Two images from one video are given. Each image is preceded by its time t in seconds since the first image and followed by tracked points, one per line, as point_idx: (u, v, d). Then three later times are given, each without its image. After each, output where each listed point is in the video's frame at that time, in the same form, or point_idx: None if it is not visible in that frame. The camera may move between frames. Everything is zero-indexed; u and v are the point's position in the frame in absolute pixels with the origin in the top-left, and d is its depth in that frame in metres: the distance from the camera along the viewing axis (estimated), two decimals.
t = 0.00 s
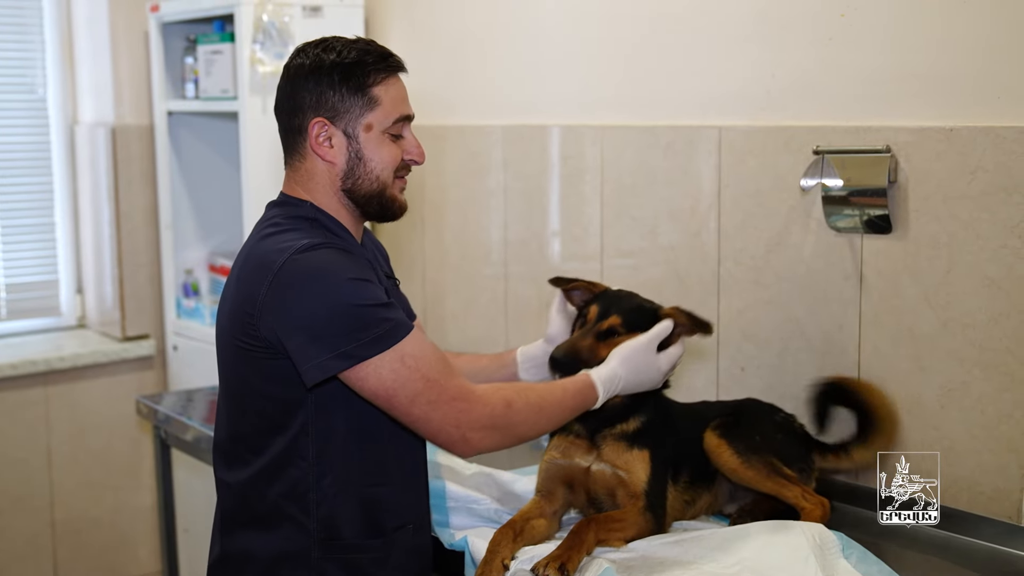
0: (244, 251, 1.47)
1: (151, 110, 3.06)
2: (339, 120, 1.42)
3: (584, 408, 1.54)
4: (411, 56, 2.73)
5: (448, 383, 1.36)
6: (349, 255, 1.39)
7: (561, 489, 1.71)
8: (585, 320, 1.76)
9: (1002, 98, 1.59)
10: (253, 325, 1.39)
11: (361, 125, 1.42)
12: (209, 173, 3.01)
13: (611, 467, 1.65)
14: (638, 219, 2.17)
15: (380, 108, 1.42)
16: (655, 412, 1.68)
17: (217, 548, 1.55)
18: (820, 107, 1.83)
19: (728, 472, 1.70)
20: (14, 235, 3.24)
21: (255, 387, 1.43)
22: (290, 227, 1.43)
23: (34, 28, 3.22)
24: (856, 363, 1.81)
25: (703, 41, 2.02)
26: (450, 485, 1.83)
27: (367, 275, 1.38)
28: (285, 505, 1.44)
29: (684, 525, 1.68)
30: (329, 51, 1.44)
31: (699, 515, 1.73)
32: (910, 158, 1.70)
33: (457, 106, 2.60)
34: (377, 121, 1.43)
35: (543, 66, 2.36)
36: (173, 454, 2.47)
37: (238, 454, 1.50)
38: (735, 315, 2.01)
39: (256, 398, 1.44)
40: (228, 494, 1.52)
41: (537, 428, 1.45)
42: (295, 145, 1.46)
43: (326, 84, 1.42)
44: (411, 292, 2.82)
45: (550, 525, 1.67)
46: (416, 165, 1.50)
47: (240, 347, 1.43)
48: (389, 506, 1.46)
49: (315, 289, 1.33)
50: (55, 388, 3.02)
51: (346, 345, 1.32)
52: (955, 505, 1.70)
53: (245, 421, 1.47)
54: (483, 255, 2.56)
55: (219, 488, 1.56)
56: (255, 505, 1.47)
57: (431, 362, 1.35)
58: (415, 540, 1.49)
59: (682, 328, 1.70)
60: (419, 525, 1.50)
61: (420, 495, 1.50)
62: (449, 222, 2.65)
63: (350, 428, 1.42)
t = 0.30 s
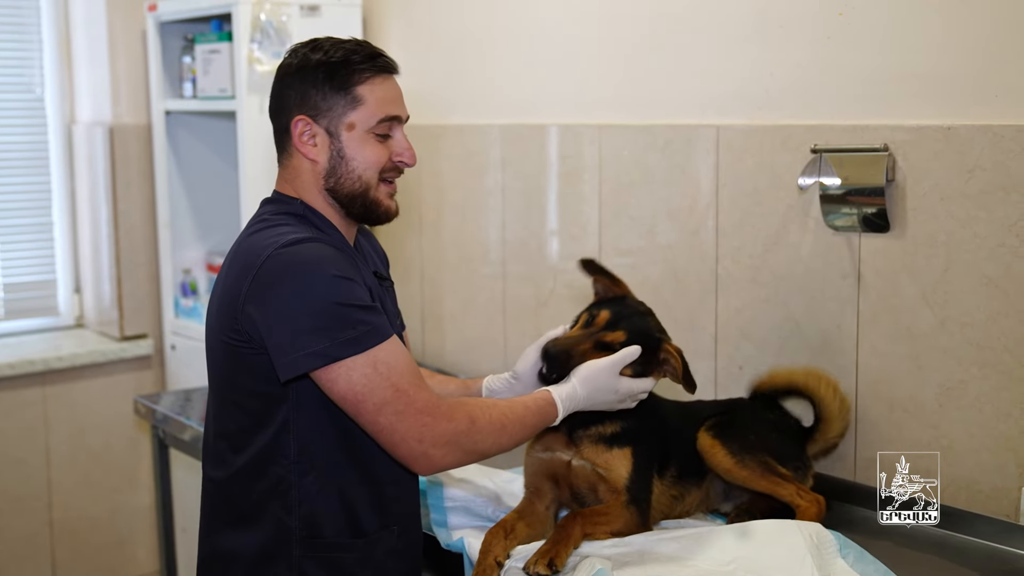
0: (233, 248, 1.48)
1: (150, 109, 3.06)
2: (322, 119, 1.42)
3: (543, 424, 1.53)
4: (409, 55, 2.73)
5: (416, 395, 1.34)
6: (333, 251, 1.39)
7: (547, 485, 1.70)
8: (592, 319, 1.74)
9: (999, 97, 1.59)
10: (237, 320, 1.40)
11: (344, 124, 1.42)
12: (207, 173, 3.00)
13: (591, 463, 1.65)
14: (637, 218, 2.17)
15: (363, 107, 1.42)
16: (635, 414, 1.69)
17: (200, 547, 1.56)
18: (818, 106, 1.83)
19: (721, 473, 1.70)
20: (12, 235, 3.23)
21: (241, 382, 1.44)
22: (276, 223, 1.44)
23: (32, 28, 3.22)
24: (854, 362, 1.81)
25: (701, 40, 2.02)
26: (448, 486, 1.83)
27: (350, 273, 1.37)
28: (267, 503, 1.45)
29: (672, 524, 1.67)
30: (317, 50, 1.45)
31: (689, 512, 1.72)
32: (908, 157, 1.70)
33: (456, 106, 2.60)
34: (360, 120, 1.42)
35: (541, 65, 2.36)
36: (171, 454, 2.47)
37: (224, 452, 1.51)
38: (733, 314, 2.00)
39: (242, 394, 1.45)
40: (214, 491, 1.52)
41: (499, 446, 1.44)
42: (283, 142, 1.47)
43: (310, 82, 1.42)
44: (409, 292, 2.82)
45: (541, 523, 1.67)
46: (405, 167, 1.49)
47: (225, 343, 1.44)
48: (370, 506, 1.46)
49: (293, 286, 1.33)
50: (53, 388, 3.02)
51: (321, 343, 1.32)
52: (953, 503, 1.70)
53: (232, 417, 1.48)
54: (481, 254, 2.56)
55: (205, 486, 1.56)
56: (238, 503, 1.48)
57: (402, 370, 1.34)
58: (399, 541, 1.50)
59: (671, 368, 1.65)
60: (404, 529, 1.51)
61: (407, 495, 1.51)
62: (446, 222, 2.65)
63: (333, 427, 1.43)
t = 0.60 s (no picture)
0: (230, 250, 1.48)
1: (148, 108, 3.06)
2: (269, 144, 1.44)
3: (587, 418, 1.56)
4: (408, 55, 2.73)
5: (448, 371, 1.38)
6: (335, 250, 1.41)
7: (550, 483, 1.70)
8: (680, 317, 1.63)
9: (999, 96, 1.59)
10: (243, 324, 1.40)
11: (286, 147, 1.42)
12: (206, 172, 3.00)
13: (597, 457, 1.64)
14: (636, 217, 2.17)
15: (298, 127, 1.40)
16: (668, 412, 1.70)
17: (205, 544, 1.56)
18: (817, 105, 1.83)
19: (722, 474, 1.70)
20: (11, 234, 3.23)
21: (246, 385, 1.44)
22: (272, 226, 1.44)
23: (30, 26, 3.21)
24: (853, 361, 1.81)
25: (700, 39, 2.01)
26: (447, 484, 1.84)
27: (357, 268, 1.39)
28: (272, 500, 1.46)
29: (671, 523, 1.68)
30: (252, 71, 1.44)
31: (688, 511, 1.72)
32: (907, 156, 1.70)
33: (455, 105, 2.60)
34: (299, 140, 1.41)
35: (540, 65, 2.36)
36: (170, 453, 2.47)
37: (229, 452, 1.51)
38: (732, 313, 2.00)
39: (247, 396, 1.45)
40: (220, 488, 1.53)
41: (539, 425, 1.47)
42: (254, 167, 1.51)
43: (251, 110, 1.44)
44: (408, 291, 2.82)
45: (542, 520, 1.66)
46: (372, 167, 1.44)
47: (229, 346, 1.44)
48: (374, 502, 1.46)
49: (308, 286, 1.35)
50: (51, 387, 3.02)
51: (342, 339, 1.34)
52: (952, 502, 1.70)
53: (236, 419, 1.48)
54: (481, 253, 2.56)
55: (211, 484, 1.57)
56: (245, 501, 1.49)
57: (428, 351, 1.37)
58: (405, 535, 1.49)
59: (705, 397, 1.70)
60: (409, 521, 1.50)
61: (411, 491, 1.50)
62: (445, 221, 2.65)
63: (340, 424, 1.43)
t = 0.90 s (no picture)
0: (232, 252, 1.47)
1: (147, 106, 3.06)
2: (273, 147, 1.44)
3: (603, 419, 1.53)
4: (408, 53, 2.73)
5: (458, 364, 1.37)
6: (338, 252, 1.41)
7: (557, 484, 1.70)
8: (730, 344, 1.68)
9: (998, 95, 1.59)
10: (248, 327, 1.40)
11: (289, 151, 1.42)
12: (206, 170, 3.00)
13: (612, 457, 1.64)
14: (635, 216, 2.17)
15: (301, 132, 1.40)
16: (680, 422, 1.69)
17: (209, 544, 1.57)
18: (817, 103, 1.83)
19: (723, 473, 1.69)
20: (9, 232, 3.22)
21: (250, 388, 1.44)
22: (275, 228, 1.44)
23: (29, 24, 3.21)
24: (853, 360, 1.81)
25: (700, 37, 2.01)
26: (446, 482, 1.82)
27: (361, 269, 1.39)
28: (276, 500, 1.45)
29: (673, 522, 1.66)
30: (257, 74, 1.44)
31: (689, 512, 1.70)
32: (906, 154, 1.70)
33: (454, 104, 2.59)
34: (302, 145, 1.41)
35: (540, 64, 2.36)
36: (169, 452, 2.46)
37: (234, 453, 1.52)
38: (732, 312, 2.00)
39: (252, 398, 1.45)
40: (224, 487, 1.53)
41: (554, 421, 1.45)
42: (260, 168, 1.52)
43: (255, 114, 1.44)
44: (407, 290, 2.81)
45: (545, 520, 1.65)
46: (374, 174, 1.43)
47: (234, 349, 1.44)
48: (379, 501, 1.46)
49: (314, 289, 1.35)
50: (50, 385, 3.02)
51: (350, 340, 1.34)
52: (952, 501, 1.70)
53: (241, 421, 1.49)
54: (480, 251, 2.56)
55: (214, 483, 1.58)
56: (248, 502, 1.48)
57: (436, 344, 1.36)
58: (409, 533, 1.50)
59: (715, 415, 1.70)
60: (413, 519, 1.51)
61: (414, 489, 1.51)
62: (445, 219, 2.65)
63: (344, 425, 1.43)
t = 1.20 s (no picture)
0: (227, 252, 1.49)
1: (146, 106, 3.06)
2: (287, 133, 1.45)
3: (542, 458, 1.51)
4: (407, 53, 2.73)
5: (416, 399, 1.36)
6: (320, 260, 1.40)
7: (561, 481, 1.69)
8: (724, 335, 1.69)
9: (997, 95, 1.59)
10: (230, 326, 1.41)
11: (302, 139, 1.43)
12: (205, 170, 3.00)
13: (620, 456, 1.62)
14: (634, 215, 2.17)
15: (316, 121, 1.41)
16: (675, 423, 1.66)
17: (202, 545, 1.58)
18: (816, 103, 1.83)
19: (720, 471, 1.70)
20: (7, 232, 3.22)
21: (233, 387, 1.46)
22: (273, 230, 1.45)
23: (29, 24, 3.21)
24: (852, 360, 1.81)
25: (700, 37, 2.01)
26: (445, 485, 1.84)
27: (341, 281, 1.38)
28: (262, 506, 1.46)
29: (672, 523, 1.67)
30: (289, 59, 1.46)
31: (689, 511, 1.71)
32: (905, 154, 1.70)
33: (454, 104, 2.59)
34: (315, 135, 1.42)
35: (539, 64, 2.35)
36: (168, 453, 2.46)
37: (220, 451, 1.53)
38: (731, 312, 2.00)
39: (236, 399, 1.46)
40: (212, 487, 1.55)
41: (499, 460, 1.44)
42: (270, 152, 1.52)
43: (277, 97, 1.45)
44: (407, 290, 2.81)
45: (546, 520, 1.65)
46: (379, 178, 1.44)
47: (219, 347, 1.45)
48: (367, 509, 1.47)
49: (286, 297, 1.34)
50: (49, 385, 3.02)
51: (314, 352, 1.33)
52: (951, 501, 1.70)
53: (227, 419, 1.50)
54: (480, 251, 2.56)
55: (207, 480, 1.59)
56: (235, 505, 1.49)
57: (399, 376, 1.35)
58: (396, 543, 1.50)
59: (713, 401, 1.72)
60: (402, 528, 1.51)
61: (405, 498, 1.51)
62: (444, 219, 2.64)
63: (325, 436, 1.44)
